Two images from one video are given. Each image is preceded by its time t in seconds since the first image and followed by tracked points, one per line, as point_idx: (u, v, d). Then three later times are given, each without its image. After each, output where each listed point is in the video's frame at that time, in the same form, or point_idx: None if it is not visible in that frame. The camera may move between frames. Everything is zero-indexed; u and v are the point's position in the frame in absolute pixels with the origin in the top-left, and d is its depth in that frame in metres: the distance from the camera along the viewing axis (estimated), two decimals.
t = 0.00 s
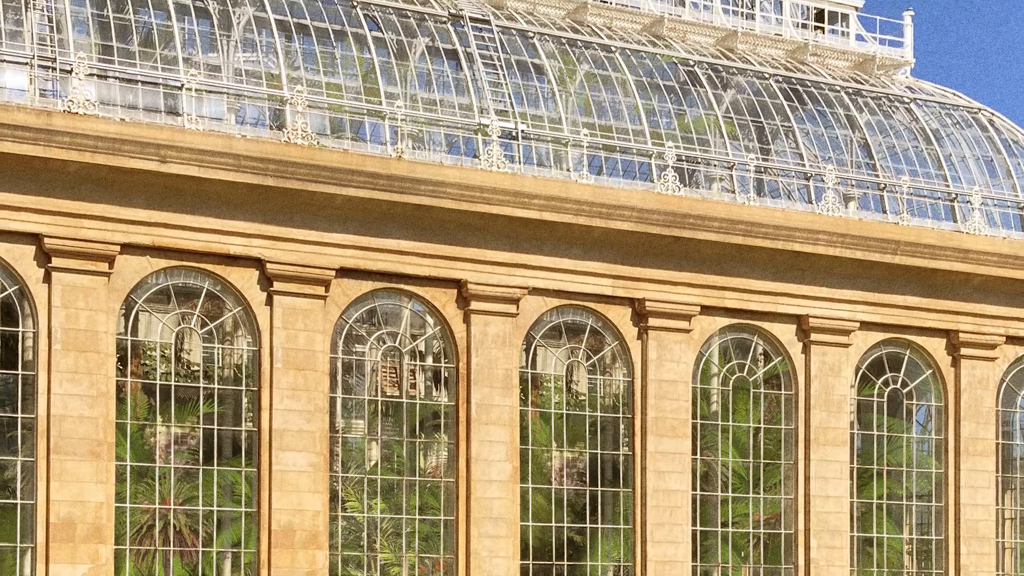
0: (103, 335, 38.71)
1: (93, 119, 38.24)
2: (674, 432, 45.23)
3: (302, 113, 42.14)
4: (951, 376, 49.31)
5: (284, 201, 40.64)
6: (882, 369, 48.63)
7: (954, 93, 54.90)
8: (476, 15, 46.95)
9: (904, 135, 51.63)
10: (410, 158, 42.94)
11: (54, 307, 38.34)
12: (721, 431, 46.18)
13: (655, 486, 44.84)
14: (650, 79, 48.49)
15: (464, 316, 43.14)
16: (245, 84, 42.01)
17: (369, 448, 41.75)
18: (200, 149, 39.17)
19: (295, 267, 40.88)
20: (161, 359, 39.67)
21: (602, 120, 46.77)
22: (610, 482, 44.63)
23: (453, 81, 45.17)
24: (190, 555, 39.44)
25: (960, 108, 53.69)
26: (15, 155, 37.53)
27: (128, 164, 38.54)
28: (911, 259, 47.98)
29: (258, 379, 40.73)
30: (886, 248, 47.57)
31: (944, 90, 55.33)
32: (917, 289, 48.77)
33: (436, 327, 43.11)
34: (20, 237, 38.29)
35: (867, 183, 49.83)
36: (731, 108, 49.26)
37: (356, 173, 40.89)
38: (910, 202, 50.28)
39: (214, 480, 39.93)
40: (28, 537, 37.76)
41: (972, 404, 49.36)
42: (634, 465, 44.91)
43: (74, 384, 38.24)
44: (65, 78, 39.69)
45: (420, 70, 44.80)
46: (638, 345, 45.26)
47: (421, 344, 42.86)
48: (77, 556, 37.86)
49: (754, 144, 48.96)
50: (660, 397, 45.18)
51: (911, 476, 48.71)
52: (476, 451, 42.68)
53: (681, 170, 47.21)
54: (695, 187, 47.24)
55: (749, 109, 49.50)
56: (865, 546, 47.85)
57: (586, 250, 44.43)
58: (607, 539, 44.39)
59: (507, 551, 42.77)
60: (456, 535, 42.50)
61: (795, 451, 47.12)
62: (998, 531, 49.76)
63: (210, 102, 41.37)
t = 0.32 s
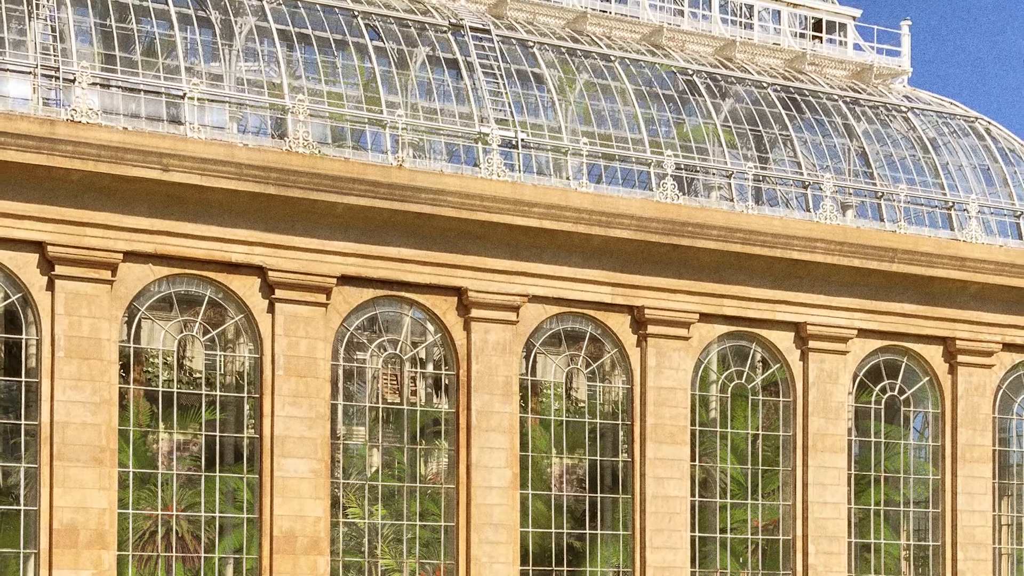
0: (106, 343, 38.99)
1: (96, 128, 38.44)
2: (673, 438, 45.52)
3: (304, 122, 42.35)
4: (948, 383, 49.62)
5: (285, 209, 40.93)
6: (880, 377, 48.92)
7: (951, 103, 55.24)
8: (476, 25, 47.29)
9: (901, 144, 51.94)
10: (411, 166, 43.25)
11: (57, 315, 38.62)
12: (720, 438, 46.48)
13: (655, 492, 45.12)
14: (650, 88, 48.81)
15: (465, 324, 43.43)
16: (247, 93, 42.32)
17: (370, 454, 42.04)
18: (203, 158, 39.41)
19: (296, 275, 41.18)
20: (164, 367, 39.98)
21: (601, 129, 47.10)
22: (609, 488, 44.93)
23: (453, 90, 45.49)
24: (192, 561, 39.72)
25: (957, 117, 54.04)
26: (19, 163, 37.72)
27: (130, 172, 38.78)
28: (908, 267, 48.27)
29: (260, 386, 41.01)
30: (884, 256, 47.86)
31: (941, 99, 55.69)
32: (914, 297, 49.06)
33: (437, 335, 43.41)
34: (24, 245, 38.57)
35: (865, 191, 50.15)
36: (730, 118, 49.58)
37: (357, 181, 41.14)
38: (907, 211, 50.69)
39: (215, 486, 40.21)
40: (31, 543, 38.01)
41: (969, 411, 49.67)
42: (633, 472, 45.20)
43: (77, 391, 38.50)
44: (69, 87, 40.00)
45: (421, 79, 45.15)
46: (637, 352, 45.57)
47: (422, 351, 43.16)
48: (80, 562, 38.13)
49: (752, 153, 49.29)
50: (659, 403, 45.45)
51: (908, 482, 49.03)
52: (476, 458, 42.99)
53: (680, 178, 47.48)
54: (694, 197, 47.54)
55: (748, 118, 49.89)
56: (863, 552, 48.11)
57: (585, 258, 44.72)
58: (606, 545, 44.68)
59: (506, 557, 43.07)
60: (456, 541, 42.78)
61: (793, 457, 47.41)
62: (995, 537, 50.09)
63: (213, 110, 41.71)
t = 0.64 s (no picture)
0: (109, 350, 39.27)
1: (99, 137, 38.73)
2: (672, 445, 45.81)
3: (305, 131, 42.78)
4: (945, 391, 49.92)
5: (287, 217, 41.22)
6: (878, 384, 49.22)
7: (948, 112, 55.56)
8: (476, 34, 47.62)
9: (898, 152, 52.29)
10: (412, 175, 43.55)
11: (60, 322, 38.91)
12: (718, 444, 46.79)
13: (654, 499, 45.42)
14: (649, 97, 49.14)
15: (465, 331, 43.73)
16: (249, 102, 42.66)
17: (371, 461, 42.32)
18: (205, 166, 39.70)
19: (297, 283, 41.48)
20: (166, 374, 40.25)
21: (600, 138, 47.43)
22: (608, 495, 45.22)
23: (454, 99, 45.81)
24: (194, 567, 39.99)
25: (954, 125, 54.39)
26: (22, 172, 38.01)
27: (133, 181, 39.07)
28: (906, 274, 48.58)
29: (262, 393, 41.29)
30: (881, 264, 48.17)
31: (938, 108, 56.00)
32: (912, 305, 49.37)
33: (437, 342, 43.71)
34: (27, 253, 38.85)
35: (862, 200, 50.50)
36: (728, 126, 49.90)
37: (359, 190, 41.44)
38: (905, 219, 50.95)
39: (218, 493, 40.48)
40: (34, 549, 38.28)
41: (966, 418, 49.97)
42: (632, 478, 45.48)
43: (80, 398, 38.78)
44: (71, 96, 40.31)
45: (421, 89, 45.47)
46: (636, 359, 45.87)
47: (422, 358, 43.45)
48: (83, 568, 38.40)
49: (751, 161, 49.59)
50: (658, 411, 45.76)
51: (905, 489, 49.32)
52: (476, 464, 43.28)
53: (679, 187, 47.71)
54: (693, 205, 47.69)
55: (746, 127, 50.18)
56: (861, 558, 48.38)
57: (585, 266, 45.02)
58: (605, 551, 44.96)
59: (507, 563, 43.34)
60: (457, 547, 43.06)
61: (791, 464, 47.70)
62: (992, 543, 50.39)
63: (214, 119, 42.06)
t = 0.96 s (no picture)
0: (112, 357, 39.57)
1: (102, 146, 39.02)
2: (670, 451, 46.14)
3: (306, 140, 43.05)
4: (942, 398, 50.23)
5: (289, 226, 41.53)
6: (875, 391, 49.54)
7: (945, 121, 55.90)
8: (476, 43, 47.88)
9: (896, 161, 52.62)
10: (413, 183, 43.84)
11: (64, 330, 39.20)
12: (717, 451, 47.10)
13: (652, 505, 45.76)
14: (647, 107, 49.46)
15: (465, 338, 44.04)
16: (250, 111, 42.99)
17: (372, 467, 42.61)
18: (207, 175, 40.01)
19: (299, 291, 41.78)
20: (168, 381, 40.53)
21: (600, 147, 47.76)
22: (608, 501, 45.53)
23: (454, 108, 46.13)
24: (197, 573, 40.27)
25: (951, 134, 54.71)
26: (25, 180, 38.29)
27: (135, 189, 39.37)
28: (903, 282, 48.89)
29: (264, 400, 41.58)
30: (879, 272, 48.49)
31: (935, 117, 56.35)
32: (909, 312, 49.68)
33: (438, 349, 44.01)
34: (30, 261, 39.13)
35: (860, 208, 50.85)
36: (726, 135, 50.23)
37: (360, 198, 41.74)
38: (902, 227, 51.27)
39: (219, 499, 40.80)
40: (37, 556, 38.51)
41: (963, 425, 50.28)
42: (631, 485, 45.79)
43: (83, 405, 39.08)
44: (74, 105, 40.58)
45: (422, 98, 45.77)
46: (635, 367, 46.18)
47: (423, 366, 43.75)
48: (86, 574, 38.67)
49: (749, 170, 49.90)
50: (657, 417, 46.08)
51: (902, 495, 49.64)
52: (476, 471, 43.59)
53: (677, 196, 48.11)
54: (692, 213, 48.17)
55: (744, 136, 50.52)
56: (858, 564, 48.71)
57: (584, 274, 45.33)
58: (604, 557, 45.25)
59: (506, 569, 43.63)
60: (457, 553, 43.36)
61: (789, 470, 48.00)
62: (988, 549, 50.70)
63: (216, 128, 42.33)
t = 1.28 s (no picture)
0: (115, 365, 39.87)
1: (105, 155, 39.33)
2: (669, 458, 46.44)
3: (308, 149, 43.36)
4: (939, 405, 50.54)
5: (290, 234, 41.84)
6: (873, 398, 49.84)
7: (942, 130, 56.25)
8: (476, 53, 48.24)
9: (893, 170, 52.96)
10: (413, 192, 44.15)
11: (67, 337, 39.48)
12: (716, 458, 47.39)
13: (651, 511, 46.08)
14: (647, 116, 49.79)
15: (466, 346, 44.35)
16: (252, 120, 43.31)
17: (373, 474, 42.89)
18: (210, 184, 40.31)
19: (301, 298, 42.09)
20: (171, 388, 40.83)
21: (599, 155, 48.10)
22: (607, 507, 45.83)
23: (455, 117, 46.45)
24: None
25: (948, 143, 55.06)
26: (29, 189, 38.58)
27: (138, 198, 39.67)
28: (900, 290, 49.21)
29: (265, 407, 41.88)
30: (876, 280, 48.80)
31: (932, 126, 56.70)
32: (906, 320, 50.00)
33: (438, 357, 44.32)
34: (34, 269, 39.42)
35: (858, 216, 51.18)
36: (725, 144, 50.54)
37: (361, 207, 42.05)
38: (899, 235, 51.63)
39: (222, 505, 41.07)
40: (41, 562, 38.79)
41: (959, 432, 50.60)
42: (630, 491, 46.09)
43: (86, 412, 39.35)
44: (77, 114, 40.88)
45: (422, 107, 46.10)
46: (634, 374, 46.49)
47: (424, 373, 44.06)
48: None
49: (748, 179, 50.22)
50: (655, 424, 46.39)
51: (900, 501, 49.94)
52: (477, 477, 43.89)
53: (676, 205, 48.42)
54: (691, 222, 48.45)
55: (743, 144, 50.84)
56: (856, 569, 49.02)
57: (584, 282, 45.66)
58: (604, 563, 45.55)
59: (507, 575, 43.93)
60: (458, 558, 43.65)
61: (787, 477, 48.30)
62: (985, 555, 51.00)
63: (219, 137, 42.67)
